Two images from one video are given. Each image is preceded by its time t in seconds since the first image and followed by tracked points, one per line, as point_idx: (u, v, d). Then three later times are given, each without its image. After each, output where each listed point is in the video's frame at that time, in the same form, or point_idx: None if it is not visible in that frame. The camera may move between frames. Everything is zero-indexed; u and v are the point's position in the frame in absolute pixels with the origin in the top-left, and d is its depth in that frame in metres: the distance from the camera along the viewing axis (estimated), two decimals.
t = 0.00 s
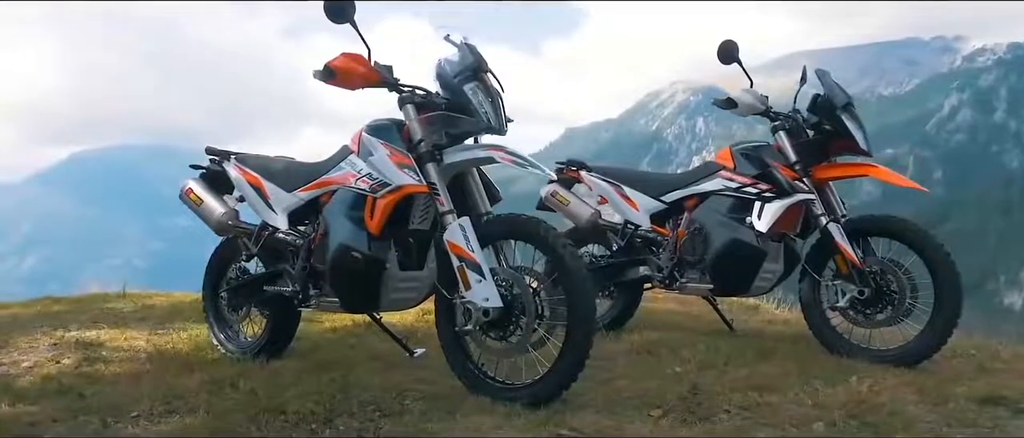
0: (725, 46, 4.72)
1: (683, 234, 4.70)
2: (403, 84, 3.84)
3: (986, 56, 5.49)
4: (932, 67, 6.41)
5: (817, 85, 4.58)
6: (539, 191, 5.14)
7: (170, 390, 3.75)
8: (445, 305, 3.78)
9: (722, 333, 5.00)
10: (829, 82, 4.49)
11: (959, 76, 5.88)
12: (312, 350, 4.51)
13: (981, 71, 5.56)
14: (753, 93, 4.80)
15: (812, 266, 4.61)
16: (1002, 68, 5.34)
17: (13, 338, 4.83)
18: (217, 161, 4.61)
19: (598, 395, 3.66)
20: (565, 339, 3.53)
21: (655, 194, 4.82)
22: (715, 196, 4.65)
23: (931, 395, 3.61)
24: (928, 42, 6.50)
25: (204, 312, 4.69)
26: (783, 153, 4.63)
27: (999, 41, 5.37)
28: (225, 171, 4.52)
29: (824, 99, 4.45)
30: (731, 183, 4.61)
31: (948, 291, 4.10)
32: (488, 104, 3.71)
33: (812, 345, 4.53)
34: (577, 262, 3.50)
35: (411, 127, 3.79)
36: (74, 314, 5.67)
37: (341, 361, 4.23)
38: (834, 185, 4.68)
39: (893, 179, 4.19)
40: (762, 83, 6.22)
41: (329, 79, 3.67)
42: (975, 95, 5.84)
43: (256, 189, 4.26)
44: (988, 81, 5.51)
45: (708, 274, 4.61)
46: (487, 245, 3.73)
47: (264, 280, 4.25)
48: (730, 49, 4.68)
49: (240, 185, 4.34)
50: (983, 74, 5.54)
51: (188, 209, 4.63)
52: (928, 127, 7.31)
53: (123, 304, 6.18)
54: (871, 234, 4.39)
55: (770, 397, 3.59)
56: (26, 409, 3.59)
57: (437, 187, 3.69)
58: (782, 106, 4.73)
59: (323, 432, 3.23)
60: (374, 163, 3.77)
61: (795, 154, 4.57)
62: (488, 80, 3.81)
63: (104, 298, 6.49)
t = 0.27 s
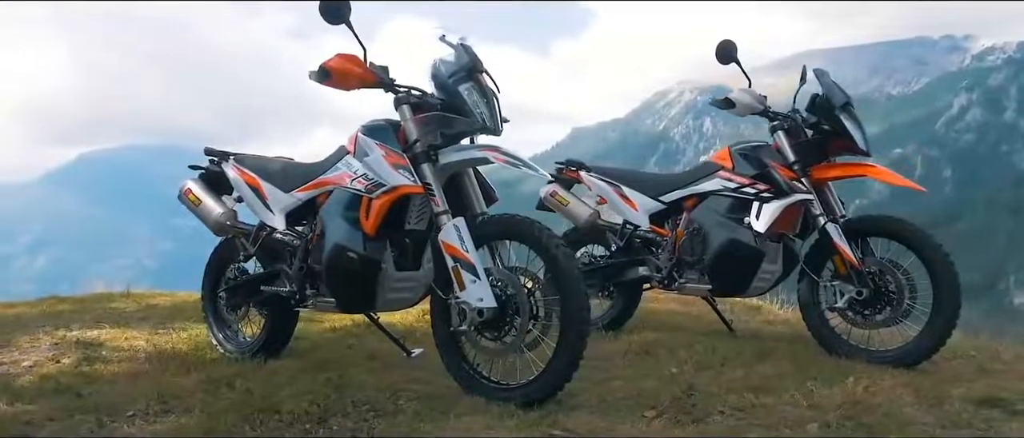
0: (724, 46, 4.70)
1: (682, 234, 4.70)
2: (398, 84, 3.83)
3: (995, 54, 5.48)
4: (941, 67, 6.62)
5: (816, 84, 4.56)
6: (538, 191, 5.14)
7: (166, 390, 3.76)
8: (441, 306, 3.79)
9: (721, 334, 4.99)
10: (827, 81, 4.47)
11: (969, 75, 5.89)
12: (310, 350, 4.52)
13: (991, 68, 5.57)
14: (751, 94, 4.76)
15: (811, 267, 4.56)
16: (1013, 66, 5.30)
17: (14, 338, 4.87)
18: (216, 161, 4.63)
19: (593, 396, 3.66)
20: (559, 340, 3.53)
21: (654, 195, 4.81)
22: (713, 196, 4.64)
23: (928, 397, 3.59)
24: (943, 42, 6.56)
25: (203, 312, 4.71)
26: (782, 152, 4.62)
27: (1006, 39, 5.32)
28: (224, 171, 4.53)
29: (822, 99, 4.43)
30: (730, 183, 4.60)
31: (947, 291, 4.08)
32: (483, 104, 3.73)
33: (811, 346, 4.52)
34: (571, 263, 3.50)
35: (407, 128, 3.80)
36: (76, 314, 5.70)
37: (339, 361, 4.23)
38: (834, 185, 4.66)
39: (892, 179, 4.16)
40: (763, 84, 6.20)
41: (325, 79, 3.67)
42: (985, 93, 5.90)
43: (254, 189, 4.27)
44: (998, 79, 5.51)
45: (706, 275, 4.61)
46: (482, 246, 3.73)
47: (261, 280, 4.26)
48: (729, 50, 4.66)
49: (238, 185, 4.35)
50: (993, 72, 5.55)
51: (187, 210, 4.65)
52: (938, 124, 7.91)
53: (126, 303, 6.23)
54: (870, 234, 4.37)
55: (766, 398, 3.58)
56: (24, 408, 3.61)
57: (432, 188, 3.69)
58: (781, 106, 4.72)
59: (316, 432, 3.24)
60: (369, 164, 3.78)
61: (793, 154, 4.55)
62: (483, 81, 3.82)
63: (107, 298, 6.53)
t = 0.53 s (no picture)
0: (721, 45, 4.70)
1: (680, 235, 4.69)
2: (392, 86, 3.84)
3: (1006, 53, 5.58)
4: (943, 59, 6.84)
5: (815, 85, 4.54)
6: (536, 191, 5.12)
7: (163, 389, 3.78)
8: (435, 306, 3.79)
9: (720, 334, 4.98)
10: (826, 81, 4.45)
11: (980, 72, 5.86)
12: (308, 351, 4.54)
13: (1001, 68, 5.63)
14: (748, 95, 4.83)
15: (809, 267, 4.53)
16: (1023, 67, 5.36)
17: (15, 337, 4.90)
18: (214, 162, 4.64)
19: (586, 396, 3.65)
20: (551, 341, 3.53)
21: (652, 195, 4.81)
22: (712, 197, 4.62)
23: (923, 399, 3.57)
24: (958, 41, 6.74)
25: (202, 312, 4.73)
26: (780, 153, 4.61)
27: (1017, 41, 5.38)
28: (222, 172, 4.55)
29: (820, 99, 4.41)
30: (728, 183, 4.59)
31: (945, 293, 4.05)
32: (477, 105, 3.73)
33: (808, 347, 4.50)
34: (563, 264, 3.50)
35: (401, 129, 3.81)
36: (78, 313, 5.75)
37: (336, 362, 4.25)
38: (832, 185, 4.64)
39: (889, 179, 4.14)
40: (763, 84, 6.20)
41: (319, 81, 3.69)
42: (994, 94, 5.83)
43: (251, 190, 4.29)
44: (1008, 78, 5.57)
45: (704, 275, 4.60)
46: (477, 247, 3.73)
47: (258, 280, 4.27)
48: (726, 50, 4.66)
49: (235, 186, 4.37)
50: (1003, 71, 5.62)
51: (185, 210, 4.67)
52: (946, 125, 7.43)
53: (128, 303, 6.25)
54: (868, 235, 4.35)
55: (759, 400, 3.57)
56: (21, 408, 3.63)
57: (426, 188, 3.70)
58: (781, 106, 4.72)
59: (309, 432, 3.25)
60: (364, 165, 3.79)
61: (791, 155, 4.54)
62: (479, 82, 3.83)
63: (110, 298, 6.57)
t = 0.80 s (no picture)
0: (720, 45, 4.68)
1: (679, 235, 4.68)
2: (389, 87, 3.86)
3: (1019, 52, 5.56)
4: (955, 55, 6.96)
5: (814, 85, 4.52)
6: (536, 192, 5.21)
7: (160, 389, 3.80)
8: (431, 307, 3.79)
9: (720, 335, 4.97)
10: (825, 81, 4.43)
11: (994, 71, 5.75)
12: (306, 351, 4.55)
13: (1012, 67, 5.60)
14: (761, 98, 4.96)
15: (808, 268, 4.51)
16: None
17: (18, 337, 4.94)
18: (214, 162, 4.67)
19: (581, 397, 3.65)
20: (545, 342, 3.52)
21: (651, 196, 4.80)
22: (711, 197, 4.61)
23: (920, 401, 3.55)
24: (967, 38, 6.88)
25: (203, 312, 4.76)
26: (779, 153, 4.59)
27: None
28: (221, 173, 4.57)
29: (819, 99, 4.39)
30: (726, 183, 4.58)
31: (946, 294, 4.02)
32: (472, 106, 3.74)
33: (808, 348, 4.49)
34: (557, 264, 3.49)
35: (397, 129, 3.82)
36: (83, 313, 5.79)
37: (333, 362, 4.27)
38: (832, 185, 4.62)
39: (889, 180, 4.10)
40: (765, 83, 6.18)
41: (316, 82, 3.72)
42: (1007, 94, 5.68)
43: (249, 190, 4.31)
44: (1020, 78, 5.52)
45: (703, 276, 4.58)
46: (472, 247, 3.73)
47: (256, 281, 4.29)
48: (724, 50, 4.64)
49: (234, 187, 4.39)
50: (1016, 71, 5.57)
51: (185, 211, 4.70)
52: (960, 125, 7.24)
53: (133, 303, 6.28)
54: (867, 236, 4.32)
55: (754, 401, 3.55)
56: (20, 407, 3.65)
57: (421, 189, 3.70)
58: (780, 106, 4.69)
59: (302, 432, 3.26)
60: (359, 165, 3.80)
61: (790, 155, 4.52)
62: (474, 82, 3.83)
63: (115, 298, 6.62)
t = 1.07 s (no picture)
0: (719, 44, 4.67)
1: (679, 235, 4.67)
2: (385, 87, 3.87)
3: None
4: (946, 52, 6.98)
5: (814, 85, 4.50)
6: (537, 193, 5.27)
7: (158, 388, 3.82)
8: (427, 307, 3.80)
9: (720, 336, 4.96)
10: (825, 81, 4.41)
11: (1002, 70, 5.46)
12: (306, 351, 4.57)
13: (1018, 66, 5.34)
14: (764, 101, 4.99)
15: (808, 269, 4.49)
16: None
17: (22, 336, 4.98)
18: (215, 162, 4.69)
19: (577, 397, 3.65)
20: (541, 342, 3.52)
21: (650, 196, 4.81)
22: (711, 197, 4.60)
23: (918, 402, 3.53)
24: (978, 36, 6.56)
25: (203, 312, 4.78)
26: (779, 154, 4.57)
27: None
28: (222, 173, 4.60)
29: (819, 99, 4.37)
30: (725, 183, 4.57)
31: (947, 296, 3.99)
32: (468, 106, 3.75)
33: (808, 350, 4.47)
34: (552, 265, 3.48)
35: (394, 130, 3.83)
36: (89, 312, 5.83)
37: (332, 362, 4.28)
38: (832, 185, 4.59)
39: (889, 180, 4.08)
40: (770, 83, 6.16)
41: (311, 83, 3.73)
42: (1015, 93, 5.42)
43: (249, 191, 4.33)
44: None
45: (702, 276, 4.57)
46: (469, 247, 3.73)
47: (256, 281, 4.30)
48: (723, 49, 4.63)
49: (234, 187, 4.41)
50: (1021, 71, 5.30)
51: (186, 211, 4.73)
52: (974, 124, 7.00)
53: (137, 302, 6.32)
54: (867, 236, 4.31)
55: (751, 402, 3.55)
56: (20, 406, 3.68)
57: (418, 190, 3.71)
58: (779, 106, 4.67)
59: (297, 432, 3.27)
60: (356, 165, 3.81)
61: (789, 155, 4.51)
62: (471, 83, 3.84)
63: (121, 297, 6.67)
